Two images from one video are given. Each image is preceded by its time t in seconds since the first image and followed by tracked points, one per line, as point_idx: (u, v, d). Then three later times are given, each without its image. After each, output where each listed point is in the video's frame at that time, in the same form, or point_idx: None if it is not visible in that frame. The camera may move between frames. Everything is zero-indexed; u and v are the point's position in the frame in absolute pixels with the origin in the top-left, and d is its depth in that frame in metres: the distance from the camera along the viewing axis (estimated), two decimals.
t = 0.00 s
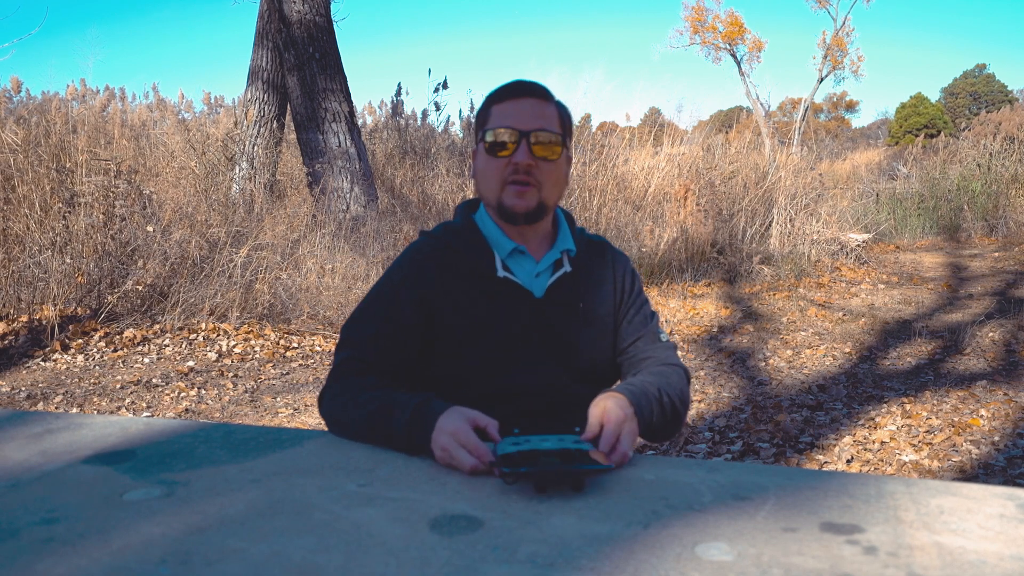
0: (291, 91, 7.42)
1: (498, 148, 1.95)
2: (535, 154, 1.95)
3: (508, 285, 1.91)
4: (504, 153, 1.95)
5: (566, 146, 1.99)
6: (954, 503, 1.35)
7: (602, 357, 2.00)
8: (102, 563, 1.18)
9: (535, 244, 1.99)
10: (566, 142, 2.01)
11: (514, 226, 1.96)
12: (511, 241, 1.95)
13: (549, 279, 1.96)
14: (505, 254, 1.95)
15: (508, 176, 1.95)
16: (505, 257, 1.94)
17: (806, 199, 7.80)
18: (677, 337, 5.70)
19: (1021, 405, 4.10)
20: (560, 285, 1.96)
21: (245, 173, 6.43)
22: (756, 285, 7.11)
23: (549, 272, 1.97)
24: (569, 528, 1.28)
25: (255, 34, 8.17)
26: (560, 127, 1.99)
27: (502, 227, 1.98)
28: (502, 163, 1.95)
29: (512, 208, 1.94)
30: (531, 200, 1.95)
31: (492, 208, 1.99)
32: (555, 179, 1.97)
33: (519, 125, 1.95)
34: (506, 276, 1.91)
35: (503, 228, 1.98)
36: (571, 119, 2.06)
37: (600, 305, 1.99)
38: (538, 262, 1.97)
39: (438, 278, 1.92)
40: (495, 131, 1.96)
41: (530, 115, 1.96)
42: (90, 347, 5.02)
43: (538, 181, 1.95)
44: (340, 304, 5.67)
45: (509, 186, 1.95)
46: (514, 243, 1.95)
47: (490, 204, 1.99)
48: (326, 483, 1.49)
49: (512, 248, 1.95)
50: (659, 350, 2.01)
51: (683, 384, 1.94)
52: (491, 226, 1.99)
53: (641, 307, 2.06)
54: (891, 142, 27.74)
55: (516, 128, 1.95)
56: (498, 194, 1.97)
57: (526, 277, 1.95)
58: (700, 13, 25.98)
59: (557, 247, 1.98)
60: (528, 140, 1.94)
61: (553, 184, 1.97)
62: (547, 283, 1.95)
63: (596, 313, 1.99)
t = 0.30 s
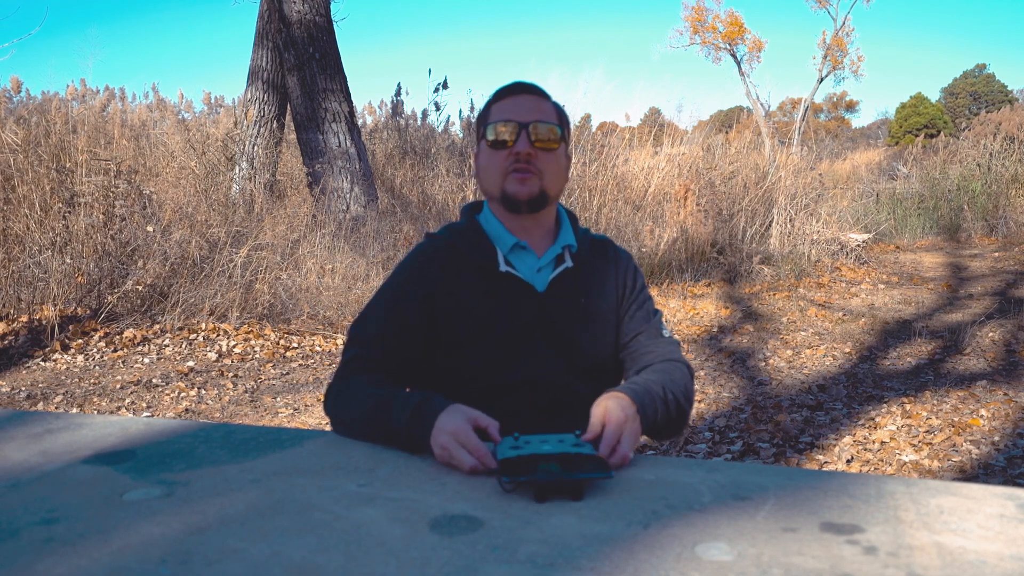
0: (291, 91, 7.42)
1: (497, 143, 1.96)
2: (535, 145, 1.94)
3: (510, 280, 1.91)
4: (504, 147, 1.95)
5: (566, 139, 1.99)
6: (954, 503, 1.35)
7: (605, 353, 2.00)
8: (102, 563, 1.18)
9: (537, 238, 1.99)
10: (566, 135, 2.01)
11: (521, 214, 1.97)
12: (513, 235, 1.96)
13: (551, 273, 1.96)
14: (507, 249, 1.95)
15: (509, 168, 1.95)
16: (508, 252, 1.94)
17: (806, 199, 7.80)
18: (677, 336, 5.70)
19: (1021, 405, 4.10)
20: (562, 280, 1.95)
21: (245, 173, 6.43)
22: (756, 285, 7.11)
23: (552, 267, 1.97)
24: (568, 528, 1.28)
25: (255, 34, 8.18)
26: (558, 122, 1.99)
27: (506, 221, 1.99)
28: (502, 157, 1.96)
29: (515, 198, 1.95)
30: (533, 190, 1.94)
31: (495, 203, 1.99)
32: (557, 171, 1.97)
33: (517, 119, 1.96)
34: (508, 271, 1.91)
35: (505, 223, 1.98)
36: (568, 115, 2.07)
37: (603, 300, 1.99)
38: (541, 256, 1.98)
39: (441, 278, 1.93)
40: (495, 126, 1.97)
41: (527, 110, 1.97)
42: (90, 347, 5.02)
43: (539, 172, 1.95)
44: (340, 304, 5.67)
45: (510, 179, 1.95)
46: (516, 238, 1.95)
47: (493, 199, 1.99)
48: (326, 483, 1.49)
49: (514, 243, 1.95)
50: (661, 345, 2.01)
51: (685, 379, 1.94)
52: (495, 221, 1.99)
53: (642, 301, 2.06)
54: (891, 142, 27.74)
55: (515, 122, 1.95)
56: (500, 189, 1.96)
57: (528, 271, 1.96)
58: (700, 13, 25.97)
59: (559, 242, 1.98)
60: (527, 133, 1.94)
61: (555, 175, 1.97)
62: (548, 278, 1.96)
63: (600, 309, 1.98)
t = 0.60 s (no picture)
0: (291, 91, 7.42)
1: (500, 143, 1.97)
2: (537, 147, 1.96)
3: (507, 277, 1.91)
4: (506, 148, 1.97)
5: (568, 145, 2.01)
6: (954, 503, 1.35)
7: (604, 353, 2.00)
8: (102, 563, 1.18)
9: (536, 238, 2.00)
10: (568, 141, 2.03)
11: (518, 215, 1.98)
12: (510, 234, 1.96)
13: (547, 272, 1.96)
14: (504, 247, 1.95)
15: (511, 169, 1.97)
16: (505, 250, 1.95)
17: (806, 199, 7.80)
18: (677, 336, 5.70)
19: (1021, 405, 4.10)
20: (559, 279, 1.96)
21: (245, 173, 6.43)
22: (755, 285, 7.11)
23: (549, 266, 1.97)
24: (568, 528, 1.28)
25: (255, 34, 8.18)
26: (562, 127, 2.01)
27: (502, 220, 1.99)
28: (503, 157, 1.97)
29: (515, 197, 1.96)
30: (532, 191, 1.96)
31: (494, 202, 2.00)
32: (557, 174, 1.99)
33: (521, 121, 1.98)
34: (505, 268, 1.91)
35: (504, 222, 1.98)
36: (573, 122, 2.09)
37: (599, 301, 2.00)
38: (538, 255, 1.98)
39: (440, 275, 1.93)
40: (500, 128, 1.98)
41: (532, 113, 1.99)
42: (90, 347, 5.02)
43: (541, 175, 1.96)
44: (340, 304, 5.67)
45: (511, 179, 1.96)
46: (514, 237, 1.96)
47: (493, 199, 2.00)
48: (327, 483, 1.49)
49: (512, 242, 1.95)
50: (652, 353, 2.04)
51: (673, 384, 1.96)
52: (492, 220, 1.99)
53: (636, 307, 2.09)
54: (891, 142, 27.73)
55: (520, 125, 1.97)
56: (501, 189, 1.97)
57: (525, 270, 1.95)
58: (700, 13, 25.97)
59: (557, 242, 1.98)
60: (531, 137, 1.96)
61: (554, 178, 1.99)
62: (545, 276, 1.95)
63: (597, 310, 1.99)
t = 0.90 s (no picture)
0: (291, 91, 7.42)
1: (505, 147, 1.97)
2: (541, 153, 1.96)
3: (512, 280, 1.92)
4: (511, 153, 1.97)
5: (573, 150, 2.01)
6: (954, 503, 1.35)
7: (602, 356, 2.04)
8: (102, 563, 1.18)
9: (537, 242, 2.00)
10: (572, 146, 2.03)
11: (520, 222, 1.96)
12: (514, 238, 1.96)
13: (550, 277, 1.97)
14: (507, 251, 1.95)
15: (515, 174, 1.96)
16: (509, 254, 1.95)
17: (806, 199, 7.80)
18: (677, 336, 5.70)
19: (1021, 405, 4.10)
20: (561, 284, 1.97)
21: (245, 173, 6.43)
22: (755, 285, 7.11)
23: (551, 271, 1.98)
24: (568, 528, 1.28)
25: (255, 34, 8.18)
26: (567, 132, 2.02)
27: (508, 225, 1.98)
28: (507, 161, 1.97)
29: (519, 203, 1.95)
30: (537, 196, 1.95)
31: (497, 206, 1.99)
32: (562, 179, 1.99)
33: (525, 126, 1.98)
34: (509, 271, 1.92)
35: (507, 225, 1.98)
36: (577, 128, 2.09)
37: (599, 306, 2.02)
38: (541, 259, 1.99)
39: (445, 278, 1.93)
40: (504, 132, 1.98)
41: (536, 117, 1.98)
42: (90, 347, 5.02)
43: (546, 180, 1.96)
44: (340, 304, 5.67)
45: (515, 184, 1.96)
46: (518, 241, 1.96)
47: (496, 204, 1.99)
48: (326, 483, 1.49)
49: (516, 246, 1.95)
50: (649, 361, 2.09)
51: (660, 395, 2.02)
52: (496, 225, 1.99)
53: (636, 312, 2.11)
54: (891, 142, 27.72)
55: (524, 129, 1.97)
56: (505, 193, 1.97)
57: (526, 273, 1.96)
58: (700, 13, 25.97)
59: (560, 246, 1.99)
60: (535, 141, 1.96)
61: (559, 184, 1.98)
62: (547, 281, 1.96)
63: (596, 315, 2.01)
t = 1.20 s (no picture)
0: (291, 91, 7.42)
1: (498, 154, 1.96)
2: (534, 156, 1.95)
3: (516, 285, 1.93)
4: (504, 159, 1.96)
5: (566, 148, 1.99)
6: (954, 503, 1.35)
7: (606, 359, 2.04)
8: (102, 563, 1.18)
9: (540, 246, 2.00)
10: (565, 142, 2.01)
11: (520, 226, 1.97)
12: (518, 243, 1.96)
13: (553, 281, 1.97)
14: (512, 254, 1.96)
15: (510, 180, 1.95)
16: (513, 259, 1.95)
17: (806, 199, 7.80)
18: (676, 337, 5.70)
19: (1021, 405, 4.10)
20: (566, 289, 1.97)
21: (245, 173, 6.43)
22: (755, 285, 7.11)
23: (555, 275, 1.98)
24: (568, 528, 1.28)
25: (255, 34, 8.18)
26: (558, 128, 1.99)
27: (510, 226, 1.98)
28: (501, 167, 1.96)
29: (517, 209, 1.95)
30: (533, 203, 1.95)
31: (496, 212, 1.99)
32: (559, 181, 1.97)
33: (516, 130, 1.96)
34: (514, 276, 1.92)
35: (508, 230, 1.98)
36: (568, 121, 2.06)
37: (603, 309, 2.01)
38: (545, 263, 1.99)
39: (449, 275, 1.94)
40: (495, 138, 1.96)
41: (527, 118, 1.96)
42: (90, 347, 5.02)
43: (542, 182, 1.95)
44: (340, 304, 5.67)
45: (511, 188, 1.95)
46: (521, 246, 1.96)
47: (494, 208, 1.99)
48: (327, 483, 1.49)
49: (519, 250, 1.95)
50: (656, 358, 2.07)
51: (665, 394, 2.02)
52: (497, 228, 1.99)
53: (644, 310, 2.09)
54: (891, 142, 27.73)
55: (514, 135, 1.95)
56: (502, 198, 1.96)
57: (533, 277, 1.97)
58: (700, 13, 25.97)
59: (563, 250, 1.98)
60: (527, 144, 1.94)
61: (556, 186, 1.97)
62: (552, 286, 1.97)
63: (600, 316, 2.01)
